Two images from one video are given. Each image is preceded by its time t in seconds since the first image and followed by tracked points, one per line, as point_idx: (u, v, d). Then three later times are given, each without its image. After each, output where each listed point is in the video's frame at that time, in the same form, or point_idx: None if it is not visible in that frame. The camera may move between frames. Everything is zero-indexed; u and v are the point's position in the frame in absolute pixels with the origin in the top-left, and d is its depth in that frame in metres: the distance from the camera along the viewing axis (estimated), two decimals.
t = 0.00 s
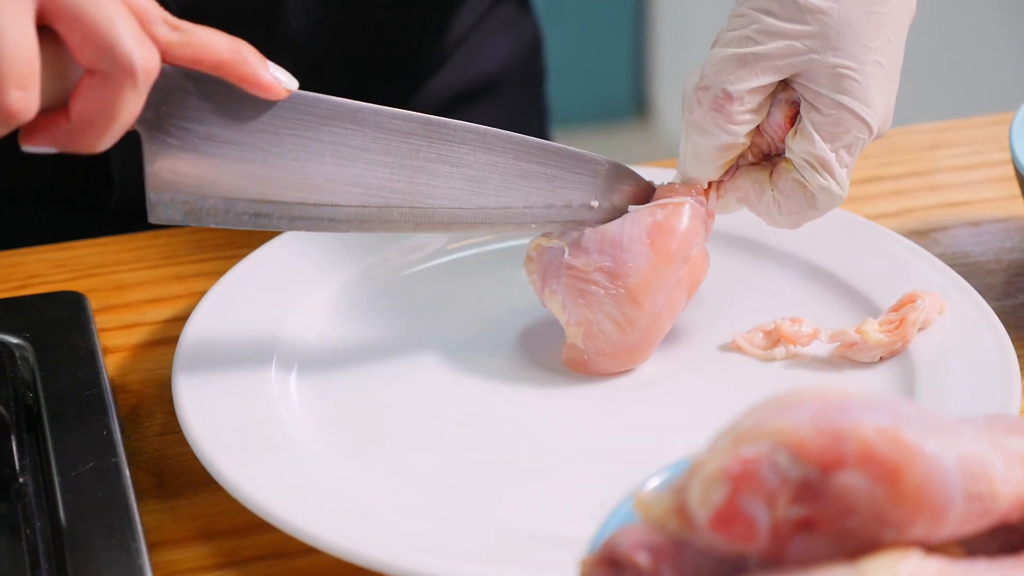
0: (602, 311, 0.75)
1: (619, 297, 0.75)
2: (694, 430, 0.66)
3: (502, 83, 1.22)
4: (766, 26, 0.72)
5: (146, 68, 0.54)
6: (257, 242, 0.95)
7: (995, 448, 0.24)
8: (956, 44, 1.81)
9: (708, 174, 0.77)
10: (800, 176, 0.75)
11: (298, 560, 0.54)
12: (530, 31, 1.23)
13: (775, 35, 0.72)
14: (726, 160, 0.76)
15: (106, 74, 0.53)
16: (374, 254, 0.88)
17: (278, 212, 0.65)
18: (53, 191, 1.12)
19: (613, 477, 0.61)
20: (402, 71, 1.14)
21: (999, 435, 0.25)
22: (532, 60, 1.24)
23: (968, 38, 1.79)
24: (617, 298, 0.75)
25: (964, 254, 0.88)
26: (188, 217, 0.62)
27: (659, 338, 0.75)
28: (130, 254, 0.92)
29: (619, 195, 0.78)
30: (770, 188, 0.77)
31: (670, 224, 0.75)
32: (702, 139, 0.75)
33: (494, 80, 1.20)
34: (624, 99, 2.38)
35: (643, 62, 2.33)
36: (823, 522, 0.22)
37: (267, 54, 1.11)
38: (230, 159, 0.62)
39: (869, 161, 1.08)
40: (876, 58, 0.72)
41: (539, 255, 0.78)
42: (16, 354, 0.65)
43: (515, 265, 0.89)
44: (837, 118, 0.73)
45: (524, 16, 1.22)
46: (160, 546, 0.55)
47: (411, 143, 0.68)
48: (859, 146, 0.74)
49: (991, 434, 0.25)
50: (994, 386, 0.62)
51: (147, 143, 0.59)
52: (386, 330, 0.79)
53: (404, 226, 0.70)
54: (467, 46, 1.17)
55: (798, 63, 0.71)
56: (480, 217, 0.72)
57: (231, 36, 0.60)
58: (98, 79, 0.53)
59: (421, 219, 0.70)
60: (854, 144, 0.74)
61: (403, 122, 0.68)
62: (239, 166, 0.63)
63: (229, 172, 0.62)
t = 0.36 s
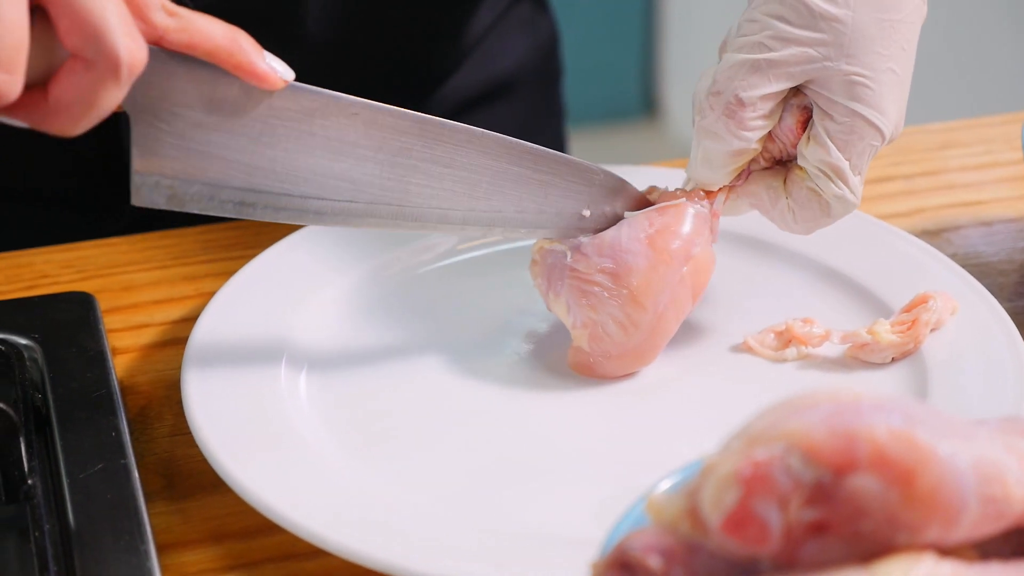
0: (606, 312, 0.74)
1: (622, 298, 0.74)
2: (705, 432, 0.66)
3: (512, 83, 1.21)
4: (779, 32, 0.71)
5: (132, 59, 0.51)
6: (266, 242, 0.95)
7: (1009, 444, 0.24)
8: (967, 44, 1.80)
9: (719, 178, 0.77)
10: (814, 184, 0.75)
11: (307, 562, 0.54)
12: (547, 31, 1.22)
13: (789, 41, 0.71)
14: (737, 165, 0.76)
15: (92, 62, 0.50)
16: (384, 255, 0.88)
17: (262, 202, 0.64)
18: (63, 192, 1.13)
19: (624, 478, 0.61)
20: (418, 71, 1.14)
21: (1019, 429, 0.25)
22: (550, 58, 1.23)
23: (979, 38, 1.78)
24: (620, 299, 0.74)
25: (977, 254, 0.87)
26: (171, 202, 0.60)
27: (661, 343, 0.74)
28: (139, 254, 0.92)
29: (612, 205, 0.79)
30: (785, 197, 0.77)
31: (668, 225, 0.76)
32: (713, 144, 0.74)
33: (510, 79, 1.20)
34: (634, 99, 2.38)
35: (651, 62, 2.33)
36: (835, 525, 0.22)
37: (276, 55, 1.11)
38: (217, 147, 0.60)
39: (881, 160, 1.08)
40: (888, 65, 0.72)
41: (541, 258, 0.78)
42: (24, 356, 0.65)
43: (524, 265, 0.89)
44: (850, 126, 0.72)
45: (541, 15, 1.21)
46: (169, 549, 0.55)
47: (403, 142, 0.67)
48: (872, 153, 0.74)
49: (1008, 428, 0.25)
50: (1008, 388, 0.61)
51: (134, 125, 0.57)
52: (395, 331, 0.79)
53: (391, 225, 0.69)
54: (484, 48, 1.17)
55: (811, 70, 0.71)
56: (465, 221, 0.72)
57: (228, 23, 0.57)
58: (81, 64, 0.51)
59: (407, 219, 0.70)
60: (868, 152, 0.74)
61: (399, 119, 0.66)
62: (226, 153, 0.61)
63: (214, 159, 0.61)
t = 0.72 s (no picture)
0: (601, 312, 0.74)
1: (617, 298, 0.74)
2: (706, 431, 0.65)
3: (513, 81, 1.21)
4: (778, 33, 0.71)
5: (107, 49, 0.52)
6: (266, 241, 0.95)
7: (1012, 441, 0.23)
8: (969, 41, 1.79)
9: (717, 178, 0.77)
10: (815, 186, 0.75)
11: (306, 563, 0.54)
12: (547, 28, 1.22)
13: (788, 42, 0.71)
14: (735, 166, 0.76)
15: (66, 47, 0.51)
16: (384, 254, 0.88)
17: (240, 191, 0.63)
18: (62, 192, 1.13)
19: (625, 478, 0.60)
20: (419, 69, 1.14)
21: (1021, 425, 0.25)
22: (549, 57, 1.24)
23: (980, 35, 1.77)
24: (615, 298, 0.74)
25: (979, 252, 0.87)
26: (148, 188, 0.59)
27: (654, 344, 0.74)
28: (139, 253, 0.92)
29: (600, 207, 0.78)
30: (785, 198, 0.77)
31: (661, 225, 0.75)
32: (711, 144, 0.74)
33: (510, 77, 1.20)
34: (634, 97, 2.38)
35: (652, 59, 2.32)
36: (837, 525, 0.21)
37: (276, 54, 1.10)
38: (195, 134, 0.59)
39: (882, 158, 1.07)
40: (888, 65, 0.71)
41: (536, 257, 0.77)
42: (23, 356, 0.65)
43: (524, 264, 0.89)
44: (850, 127, 0.72)
45: (541, 13, 1.22)
46: (168, 550, 0.55)
47: (384, 136, 0.66)
48: (873, 153, 0.74)
49: (1010, 425, 0.25)
50: (1011, 387, 0.61)
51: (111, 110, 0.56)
52: (396, 330, 0.79)
53: (370, 219, 0.68)
54: (484, 46, 1.16)
55: (810, 71, 0.71)
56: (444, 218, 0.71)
57: (211, 11, 0.57)
58: (57, 50, 0.52)
59: (386, 213, 0.69)
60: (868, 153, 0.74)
61: (381, 112, 0.65)
62: (205, 141, 0.60)
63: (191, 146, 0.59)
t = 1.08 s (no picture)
0: (590, 314, 0.74)
1: (605, 301, 0.74)
2: (705, 432, 0.65)
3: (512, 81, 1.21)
4: (768, 33, 0.71)
5: (64, 49, 0.50)
6: (264, 242, 0.95)
7: (1012, 442, 0.23)
8: (968, 39, 1.79)
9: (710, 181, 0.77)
10: (809, 189, 0.75)
11: (305, 565, 0.54)
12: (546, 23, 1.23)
13: (777, 43, 0.71)
14: (728, 167, 0.76)
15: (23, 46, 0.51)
16: (383, 254, 0.88)
17: (205, 191, 0.61)
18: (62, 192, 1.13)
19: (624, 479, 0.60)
20: (419, 68, 1.13)
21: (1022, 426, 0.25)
22: (546, 58, 1.24)
23: (980, 33, 1.77)
24: (604, 300, 0.74)
25: (978, 251, 0.87)
26: (108, 187, 0.58)
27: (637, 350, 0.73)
28: (136, 254, 0.92)
29: (573, 213, 0.78)
30: (780, 201, 0.77)
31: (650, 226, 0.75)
32: (703, 146, 0.74)
33: (509, 76, 1.20)
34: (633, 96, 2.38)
35: (650, 58, 2.32)
36: (837, 526, 0.21)
37: (275, 55, 1.10)
38: (157, 134, 0.58)
39: (882, 157, 1.07)
40: (879, 65, 0.71)
41: (528, 260, 0.78)
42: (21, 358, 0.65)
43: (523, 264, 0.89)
44: (842, 127, 0.72)
45: (538, 10, 1.22)
46: (166, 552, 0.55)
47: (352, 138, 0.65)
48: (867, 153, 0.74)
49: (1011, 426, 0.25)
50: (1010, 388, 0.61)
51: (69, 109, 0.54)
52: (394, 331, 0.79)
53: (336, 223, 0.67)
54: (483, 46, 1.17)
55: (800, 71, 0.71)
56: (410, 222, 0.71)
57: (176, 10, 0.55)
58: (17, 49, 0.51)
59: (352, 215, 0.68)
60: (862, 153, 0.73)
61: (349, 114, 0.64)
62: (168, 139, 0.59)
63: (153, 144, 0.58)
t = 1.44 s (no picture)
0: (597, 304, 0.74)
1: (615, 292, 0.74)
2: (705, 426, 0.65)
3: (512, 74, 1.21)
4: (778, 27, 0.71)
5: None
6: (264, 237, 0.95)
7: (1012, 436, 0.23)
8: (969, 33, 1.78)
9: (721, 175, 0.77)
10: (822, 183, 0.75)
11: (305, 560, 0.54)
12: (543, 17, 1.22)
13: (787, 36, 0.71)
14: (738, 161, 0.76)
15: None
16: (383, 249, 0.88)
17: (244, 114, 0.63)
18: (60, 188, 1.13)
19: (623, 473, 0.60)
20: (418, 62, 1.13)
21: (1022, 420, 0.25)
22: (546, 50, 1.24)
23: (980, 28, 1.77)
24: (613, 292, 0.74)
25: (978, 246, 0.87)
26: (147, 110, 0.59)
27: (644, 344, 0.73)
28: (135, 249, 0.92)
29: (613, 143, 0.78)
30: (793, 196, 0.77)
31: (671, 220, 0.75)
32: (713, 140, 0.74)
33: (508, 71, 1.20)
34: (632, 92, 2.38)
35: (650, 54, 2.32)
36: (837, 521, 0.21)
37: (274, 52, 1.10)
38: (193, 54, 0.60)
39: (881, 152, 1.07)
40: (890, 58, 0.71)
41: (545, 242, 0.78)
42: (21, 352, 0.65)
43: (523, 259, 0.89)
44: (855, 120, 0.71)
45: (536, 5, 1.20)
46: (166, 547, 0.55)
47: (390, 58, 0.67)
48: (879, 146, 0.73)
49: (1011, 420, 0.25)
50: (1011, 382, 0.61)
51: (107, 27, 0.57)
52: (393, 325, 0.79)
53: (378, 142, 0.67)
54: (481, 41, 1.17)
55: (810, 65, 0.71)
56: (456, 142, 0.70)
57: None
58: None
59: (397, 139, 0.68)
60: (875, 146, 0.73)
61: (384, 32, 0.66)
62: (205, 60, 0.61)
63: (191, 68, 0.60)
